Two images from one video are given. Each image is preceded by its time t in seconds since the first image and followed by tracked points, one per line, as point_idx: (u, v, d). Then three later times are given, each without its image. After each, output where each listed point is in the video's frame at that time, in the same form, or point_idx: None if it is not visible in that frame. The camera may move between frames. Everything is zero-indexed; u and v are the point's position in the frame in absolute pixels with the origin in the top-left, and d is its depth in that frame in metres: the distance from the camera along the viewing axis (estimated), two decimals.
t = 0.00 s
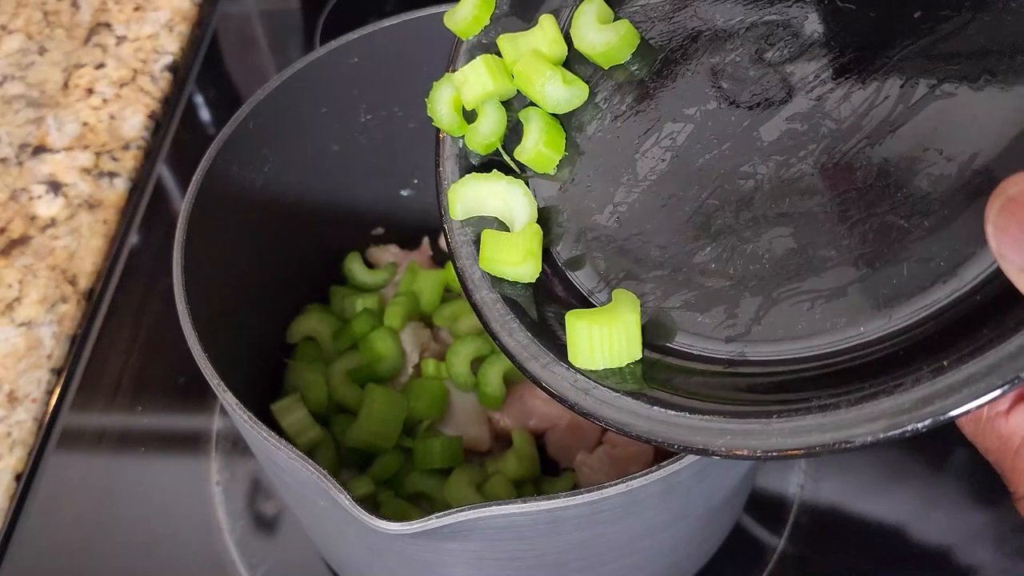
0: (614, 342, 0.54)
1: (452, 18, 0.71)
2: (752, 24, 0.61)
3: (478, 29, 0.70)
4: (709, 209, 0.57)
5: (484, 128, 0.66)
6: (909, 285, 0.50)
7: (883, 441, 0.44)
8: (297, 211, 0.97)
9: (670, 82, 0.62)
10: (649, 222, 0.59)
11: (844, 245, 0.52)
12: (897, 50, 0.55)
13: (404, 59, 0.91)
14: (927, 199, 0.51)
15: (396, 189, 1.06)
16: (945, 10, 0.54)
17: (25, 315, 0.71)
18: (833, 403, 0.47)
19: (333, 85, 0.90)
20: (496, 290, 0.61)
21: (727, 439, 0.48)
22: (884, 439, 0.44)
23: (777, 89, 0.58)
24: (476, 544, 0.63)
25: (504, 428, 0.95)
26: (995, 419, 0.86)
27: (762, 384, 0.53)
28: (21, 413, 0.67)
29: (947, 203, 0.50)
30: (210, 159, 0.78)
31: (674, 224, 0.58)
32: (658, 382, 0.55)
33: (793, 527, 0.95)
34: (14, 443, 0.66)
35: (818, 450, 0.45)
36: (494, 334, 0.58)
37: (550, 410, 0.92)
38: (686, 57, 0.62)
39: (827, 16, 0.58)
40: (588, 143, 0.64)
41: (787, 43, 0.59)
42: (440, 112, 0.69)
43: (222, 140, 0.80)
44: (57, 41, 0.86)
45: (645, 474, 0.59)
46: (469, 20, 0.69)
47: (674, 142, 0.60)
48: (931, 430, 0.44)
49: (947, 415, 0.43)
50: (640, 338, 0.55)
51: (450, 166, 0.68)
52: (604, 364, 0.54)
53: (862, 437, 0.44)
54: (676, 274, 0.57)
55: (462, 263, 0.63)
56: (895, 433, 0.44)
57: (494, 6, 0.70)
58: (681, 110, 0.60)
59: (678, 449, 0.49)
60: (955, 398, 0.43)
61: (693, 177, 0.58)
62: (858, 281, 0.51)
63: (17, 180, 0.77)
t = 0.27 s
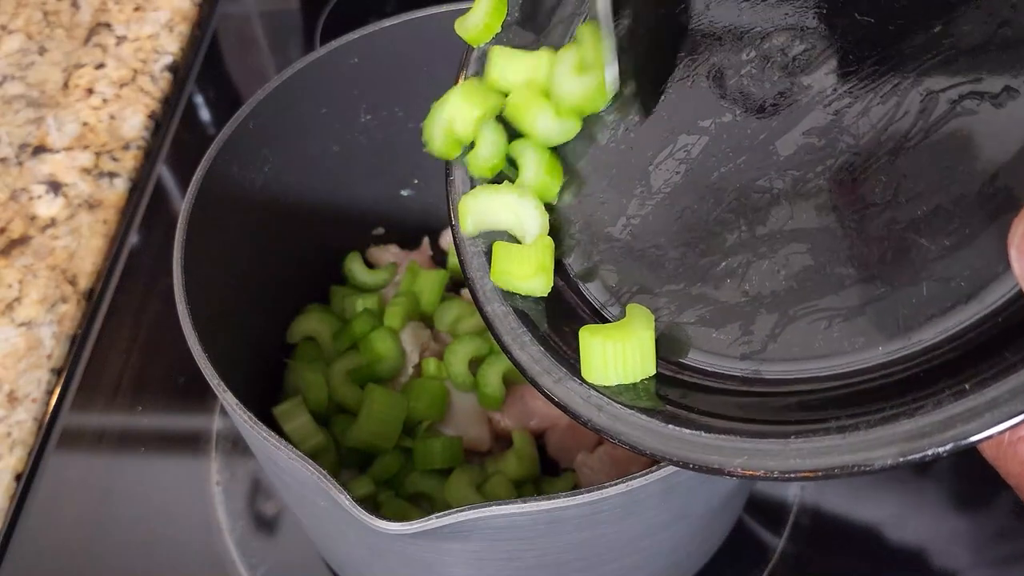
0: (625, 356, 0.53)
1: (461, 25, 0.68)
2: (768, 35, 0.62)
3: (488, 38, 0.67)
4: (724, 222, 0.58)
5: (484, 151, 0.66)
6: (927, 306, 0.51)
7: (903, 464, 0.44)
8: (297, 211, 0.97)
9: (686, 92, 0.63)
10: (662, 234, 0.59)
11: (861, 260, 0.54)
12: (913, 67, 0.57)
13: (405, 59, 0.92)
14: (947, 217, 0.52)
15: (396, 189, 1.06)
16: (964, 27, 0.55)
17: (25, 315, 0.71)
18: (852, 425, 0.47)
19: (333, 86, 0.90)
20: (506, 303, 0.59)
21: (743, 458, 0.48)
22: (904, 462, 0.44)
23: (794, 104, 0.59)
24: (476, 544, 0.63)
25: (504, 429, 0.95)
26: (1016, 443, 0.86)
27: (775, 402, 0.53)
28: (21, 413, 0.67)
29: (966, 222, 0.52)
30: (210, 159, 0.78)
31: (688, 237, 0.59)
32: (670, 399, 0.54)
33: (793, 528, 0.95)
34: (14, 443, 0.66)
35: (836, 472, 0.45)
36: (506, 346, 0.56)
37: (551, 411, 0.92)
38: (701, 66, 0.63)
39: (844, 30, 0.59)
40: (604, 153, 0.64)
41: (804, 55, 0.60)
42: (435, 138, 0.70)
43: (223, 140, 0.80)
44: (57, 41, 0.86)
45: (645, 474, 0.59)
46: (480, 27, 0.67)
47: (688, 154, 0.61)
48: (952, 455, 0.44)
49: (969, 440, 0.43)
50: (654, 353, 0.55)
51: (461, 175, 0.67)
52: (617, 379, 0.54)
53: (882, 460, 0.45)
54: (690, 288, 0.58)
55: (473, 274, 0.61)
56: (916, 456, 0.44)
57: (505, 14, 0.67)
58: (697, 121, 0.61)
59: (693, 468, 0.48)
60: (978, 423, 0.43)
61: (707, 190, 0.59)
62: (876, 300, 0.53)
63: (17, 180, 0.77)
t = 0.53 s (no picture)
0: (630, 369, 0.53)
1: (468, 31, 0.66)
2: (779, 43, 0.61)
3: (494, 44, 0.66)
4: (732, 232, 0.58)
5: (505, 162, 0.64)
6: (937, 319, 0.52)
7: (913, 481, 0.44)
8: (297, 211, 0.97)
9: (694, 100, 0.62)
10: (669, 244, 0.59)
11: (871, 270, 0.54)
12: (925, 78, 0.56)
13: (404, 59, 0.92)
14: (958, 230, 0.53)
15: (396, 189, 1.06)
16: (975, 37, 0.56)
17: (25, 315, 0.71)
18: (861, 442, 0.47)
19: (333, 86, 0.90)
20: (509, 309, 0.60)
21: (750, 473, 0.48)
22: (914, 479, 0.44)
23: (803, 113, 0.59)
24: (476, 544, 0.63)
25: (504, 429, 0.95)
26: None
27: (782, 414, 0.53)
28: (21, 413, 0.68)
29: (978, 235, 0.52)
30: (210, 159, 0.78)
31: (695, 247, 0.59)
32: (675, 410, 0.54)
33: (793, 528, 0.95)
34: (14, 443, 0.66)
35: (844, 488, 0.45)
36: (510, 355, 0.57)
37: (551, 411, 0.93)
38: (710, 75, 0.62)
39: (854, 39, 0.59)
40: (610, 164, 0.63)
41: (814, 62, 0.60)
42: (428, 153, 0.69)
43: (222, 140, 0.80)
44: (57, 41, 0.86)
45: (644, 474, 0.58)
46: (489, 31, 0.66)
47: (696, 163, 0.60)
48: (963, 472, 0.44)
49: (979, 457, 0.43)
50: (659, 366, 0.55)
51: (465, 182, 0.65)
52: (621, 390, 0.54)
53: (890, 477, 0.44)
54: (697, 299, 0.57)
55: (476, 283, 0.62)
56: (926, 473, 0.44)
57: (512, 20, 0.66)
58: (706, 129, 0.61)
59: (699, 482, 0.49)
60: (990, 440, 0.43)
61: (715, 199, 0.59)
62: (886, 312, 0.53)
63: (16, 180, 0.77)
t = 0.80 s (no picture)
0: (631, 363, 0.53)
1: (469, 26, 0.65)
2: (780, 39, 0.62)
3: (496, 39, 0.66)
4: (732, 229, 0.59)
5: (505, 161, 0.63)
6: (935, 320, 0.53)
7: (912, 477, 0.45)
8: (297, 211, 0.97)
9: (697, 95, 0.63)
10: (670, 240, 0.60)
11: (873, 267, 0.55)
12: (927, 74, 0.58)
13: (404, 59, 0.92)
14: (960, 226, 0.54)
15: (396, 189, 1.06)
16: (980, 33, 0.56)
17: (25, 315, 0.71)
18: (859, 438, 0.47)
19: (333, 85, 0.90)
20: (510, 304, 0.59)
21: (747, 469, 0.48)
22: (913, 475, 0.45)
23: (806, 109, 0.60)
24: (476, 543, 0.63)
25: (503, 429, 0.95)
26: None
27: (780, 409, 0.53)
28: (21, 413, 0.68)
29: (980, 231, 0.53)
30: (210, 159, 0.78)
31: (695, 244, 0.59)
32: (675, 406, 0.54)
33: (793, 527, 0.95)
34: (14, 443, 0.67)
35: (843, 484, 0.46)
36: (510, 351, 0.56)
37: (550, 411, 0.93)
38: (712, 70, 0.63)
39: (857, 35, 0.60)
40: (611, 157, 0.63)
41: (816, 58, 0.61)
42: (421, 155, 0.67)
43: (222, 140, 0.80)
44: (57, 41, 0.87)
45: (644, 474, 0.58)
46: (489, 27, 0.65)
47: (697, 159, 0.61)
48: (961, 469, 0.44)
49: (980, 454, 0.43)
50: (659, 362, 0.55)
51: (466, 174, 0.63)
52: (621, 385, 0.54)
53: (890, 473, 0.45)
54: (697, 295, 0.58)
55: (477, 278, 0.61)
56: (925, 470, 0.44)
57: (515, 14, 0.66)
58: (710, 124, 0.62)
59: (696, 478, 0.49)
60: (989, 437, 0.44)
61: (716, 196, 0.60)
62: (885, 309, 0.54)
63: (17, 180, 0.77)
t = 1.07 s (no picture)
0: (637, 345, 0.54)
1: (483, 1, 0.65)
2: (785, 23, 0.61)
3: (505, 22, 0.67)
4: (741, 210, 0.58)
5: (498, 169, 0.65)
6: (942, 297, 0.51)
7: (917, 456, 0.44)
8: (297, 211, 0.97)
9: (701, 78, 0.62)
10: (678, 221, 0.59)
11: (880, 249, 0.54)
12: (938, 54, 0.55)
13: (404, 60, 0.92)
14: (967, 208, 0.52)
15: (396, 189, 1.06)
16: (992, 13, 0.53)
17: (25, 315, 0.71)
18: (864, 417, 0.47)
19: (332, 85, 0.90)
20: (518, 286, 0.61)
21: (752, 448, 0.48)
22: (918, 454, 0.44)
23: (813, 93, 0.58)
24: (476, 543, 0.63)
25: (504, 429, 0.95)
26: None
27: (784, 390, 0.53)
28: (21, 413, 0.68)
29: (988, 213, 0.51)
30: (210, 158, 0.78)
31: (704, 225, 0.58)
32: (677, 386, 0.55)
33: (793, 527, 0.95)
34: (14, 443, 0.67)
35: (847, 463, 0.45)
36: (515, 331, 0.57)
37: (551, 410, 0.92)
38: (718, 52, 0.62)
39: (866, 15, 0.58)
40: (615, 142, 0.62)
41: (824, 41, 0.59)
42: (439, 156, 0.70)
43: (223, 139, 0.80)
44: (57, 41, 0.87)
45: (644, 474, 0.59)
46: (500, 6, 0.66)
47: (705, 139, 0.60)
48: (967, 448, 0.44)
49: (986, 433, 0.43)
50: (663, 342, 0.55)
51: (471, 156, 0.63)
52: (626, 365, 0.55)
53: (894, 452, 0.44)
54: (704, 276, 0.58)
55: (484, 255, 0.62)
56: (930, 449, 0.44)
57: None
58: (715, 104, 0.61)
59: (701, 458, 0.49)
60: (996, 416, 0.43)
61: (723, 176, 0.59)
62: (893, 290, 0.53)
63: (16, 180, 0.77)
